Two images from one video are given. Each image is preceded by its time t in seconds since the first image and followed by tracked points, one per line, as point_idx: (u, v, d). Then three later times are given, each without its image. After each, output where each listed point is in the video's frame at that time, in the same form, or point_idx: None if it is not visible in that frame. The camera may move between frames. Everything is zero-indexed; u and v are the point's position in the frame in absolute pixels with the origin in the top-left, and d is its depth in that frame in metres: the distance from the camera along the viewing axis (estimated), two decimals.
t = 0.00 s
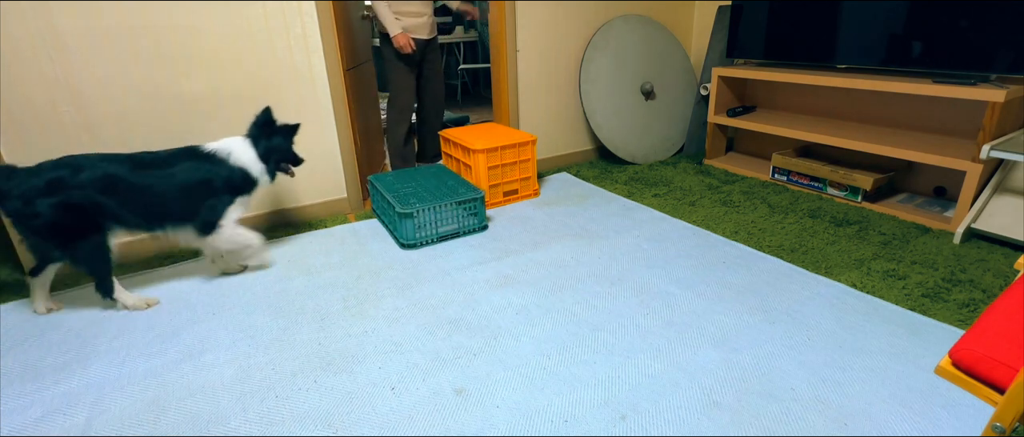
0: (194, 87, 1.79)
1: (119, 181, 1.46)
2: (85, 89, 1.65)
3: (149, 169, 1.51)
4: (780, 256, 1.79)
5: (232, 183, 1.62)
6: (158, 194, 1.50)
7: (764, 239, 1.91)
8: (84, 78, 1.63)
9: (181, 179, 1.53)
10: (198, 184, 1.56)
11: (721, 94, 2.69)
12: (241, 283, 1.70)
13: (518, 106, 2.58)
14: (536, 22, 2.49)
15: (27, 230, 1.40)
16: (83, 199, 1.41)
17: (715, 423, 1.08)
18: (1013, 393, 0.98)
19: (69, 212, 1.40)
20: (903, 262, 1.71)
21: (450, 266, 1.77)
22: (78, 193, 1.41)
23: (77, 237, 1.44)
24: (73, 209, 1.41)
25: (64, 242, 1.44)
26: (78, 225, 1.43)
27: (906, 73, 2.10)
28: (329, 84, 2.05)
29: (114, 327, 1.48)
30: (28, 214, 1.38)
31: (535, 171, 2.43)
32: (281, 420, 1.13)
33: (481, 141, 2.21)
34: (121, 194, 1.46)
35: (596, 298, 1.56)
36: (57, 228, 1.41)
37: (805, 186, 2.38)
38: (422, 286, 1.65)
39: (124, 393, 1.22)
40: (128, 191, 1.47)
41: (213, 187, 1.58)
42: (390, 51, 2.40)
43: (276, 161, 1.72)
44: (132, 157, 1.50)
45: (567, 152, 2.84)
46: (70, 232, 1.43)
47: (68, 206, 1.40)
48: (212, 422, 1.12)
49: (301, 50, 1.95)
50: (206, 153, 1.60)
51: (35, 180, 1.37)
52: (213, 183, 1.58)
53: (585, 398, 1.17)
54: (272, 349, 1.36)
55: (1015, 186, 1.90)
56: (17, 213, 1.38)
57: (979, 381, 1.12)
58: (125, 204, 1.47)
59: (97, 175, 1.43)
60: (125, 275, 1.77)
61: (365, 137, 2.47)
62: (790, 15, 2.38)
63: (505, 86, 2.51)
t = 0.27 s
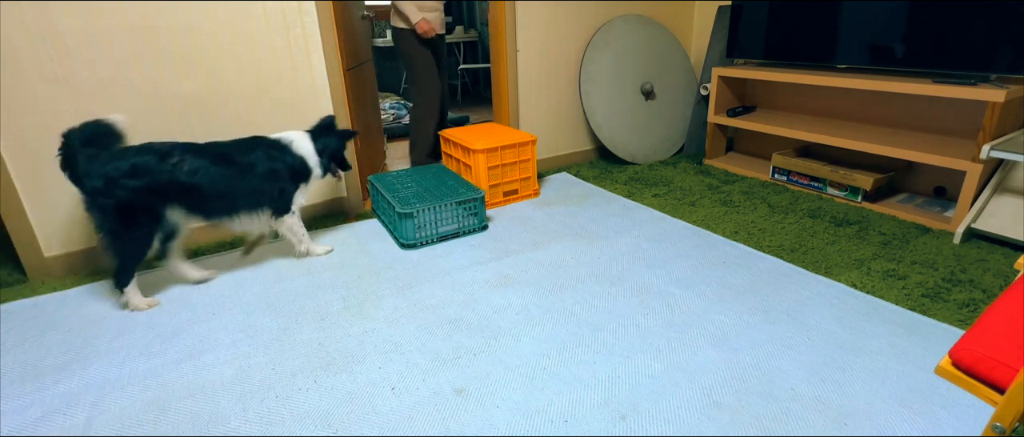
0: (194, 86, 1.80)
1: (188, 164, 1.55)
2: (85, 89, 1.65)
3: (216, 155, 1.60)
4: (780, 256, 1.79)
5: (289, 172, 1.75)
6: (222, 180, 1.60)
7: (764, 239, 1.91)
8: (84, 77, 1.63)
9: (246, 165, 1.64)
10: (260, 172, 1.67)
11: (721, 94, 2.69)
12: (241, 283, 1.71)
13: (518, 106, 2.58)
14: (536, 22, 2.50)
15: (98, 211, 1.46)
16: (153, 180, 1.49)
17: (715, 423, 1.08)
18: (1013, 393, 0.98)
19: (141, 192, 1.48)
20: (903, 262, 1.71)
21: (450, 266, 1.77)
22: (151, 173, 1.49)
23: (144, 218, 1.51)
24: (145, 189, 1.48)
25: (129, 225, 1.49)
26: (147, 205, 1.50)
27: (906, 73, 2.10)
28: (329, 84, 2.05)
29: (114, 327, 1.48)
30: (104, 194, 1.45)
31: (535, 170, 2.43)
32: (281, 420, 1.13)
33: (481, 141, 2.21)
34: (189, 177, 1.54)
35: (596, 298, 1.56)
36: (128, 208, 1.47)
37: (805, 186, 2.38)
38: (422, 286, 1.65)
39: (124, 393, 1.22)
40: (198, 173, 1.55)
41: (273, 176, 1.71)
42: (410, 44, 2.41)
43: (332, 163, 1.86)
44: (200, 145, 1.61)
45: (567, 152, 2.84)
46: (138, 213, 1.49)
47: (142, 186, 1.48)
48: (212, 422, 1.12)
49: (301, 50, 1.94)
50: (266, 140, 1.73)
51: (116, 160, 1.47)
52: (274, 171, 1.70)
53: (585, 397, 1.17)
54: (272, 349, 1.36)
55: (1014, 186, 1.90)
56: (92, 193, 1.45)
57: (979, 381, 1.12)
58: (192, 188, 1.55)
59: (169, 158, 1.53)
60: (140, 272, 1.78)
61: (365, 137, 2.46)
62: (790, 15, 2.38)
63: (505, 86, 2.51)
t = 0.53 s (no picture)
0: (194, 86, 1.80)
1: (243, 152, 1.66)
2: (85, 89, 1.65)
3: (264, 142, 1.72)
4: (780, 256, 1.79)
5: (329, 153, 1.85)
6: (275, 164, 1.71)
7: (763, 239, 1.91)
8: (84, 77, 1.64)
9: (291, 148, 1.76)
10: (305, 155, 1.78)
11: (721, 94, 2.69)
12: (241, 283, 1.71)
13: (518, 106, 2.58)
14: (537, 22, 2.50)
15: (177, 203, 1.56)
16: (212, 169, 1.60)
17: (715, 423, 1.08)
18: (1013, 393, 0.98)
19: (210, 180, 1.59)
20: (903, 262, 1.71)
21: (450, 266, 1.77)
22: (213, 162, 1.60)
23: (218, 204, 1.62)
24: (212, 176, 1.59)
25: (206, 213, 1.60)
26: (217, 191, 1.61)
27: (906, 73, 2.10)
28: (329, 84, 2.03)
29: (115, 327, 1.48)
30: (180, 185, 1.56)
31: (535, 170, 2.43)
32: (281, 420, 1.13)
33: (481, 141, 2.21)
34: (244, 163, 1.66)
35: (596, 298, 1.56)
36: (203, 196, 1.59)
37: (805, 186, 2.38)
38: (423, 286, 1.65)
39: (124, 393, 1.22)
40: (251, 161, 1.67)
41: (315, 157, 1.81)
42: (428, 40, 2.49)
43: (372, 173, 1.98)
44: (246, 135, 1.72)
45: (567, 152, 2.85)
46: (212, 200, 1.60)
47: (208, 174, 1.59)
48: (212, 422, 1.12)
49: (301, 50, 1.93)
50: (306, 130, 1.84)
51: (185, 156, 1.58)
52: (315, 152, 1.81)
53: (585, 398, 1.17)
54: (272, 349, 1.36)
55: (1014, 186, 1.90)
56: (168, 187, 1.55)
57: (979, 381, 1.12)
58: (250, 173, 1.66)
59: (224, 147, 1.65)
60: (157, 270, 1.81)
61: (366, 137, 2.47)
62: (790, 15, 2.38)
63: (505, 86, 2.51)
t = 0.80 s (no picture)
0: (194, 86, 1.80)
1: (277, 144, 1.66)
2: (85, 89, 1.65)
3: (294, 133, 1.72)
4: (780, 256, 1.79)
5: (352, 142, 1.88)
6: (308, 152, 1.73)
7: (763, 239, 1.91)
8: (84, 77, 1.64)
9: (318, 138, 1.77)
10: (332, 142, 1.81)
11: (721, 94, 2.69)
12: (241, 283, 1.71)
13: (518, 106, 2.58)
14: (537, 22, 2.50)
15: (218, 196, 1.55)
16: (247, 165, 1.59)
17: (715, 422, 1.08)
18: (1013, 393, 0.98)
19: (248, 170, 1.59)
20: (903, 262, 1.71)
21: (450, 266, 1.77)
22: (251, 153, 1.60)
23: (257, 194, 1.62)
24: (251, 167, 1.59)
25: (245, 203, 1.60)
26: (255, 182, 1.61)
27: (906, 73, 2.10)
28: (329, 85, 2.03)
29: (115, 327, 1.48)
30: (221, 177, 1.54)
31: (535, 170, 2.43)
32: (281, 420, 1.13)
33: (481, 141, 2.21)
34: (281, 154, 1.66)
35: (596, 298, 1.56)
36: (242, 187, 1.58)
37: (805, 186, 2.38)
38: (423, 286, 1.65)
39: (124, 393, 1.22)
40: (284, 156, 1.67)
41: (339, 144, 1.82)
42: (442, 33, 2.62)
43: (389, 164, 2.04)
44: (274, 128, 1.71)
45: (567, 151, 2.85)
46: (251, 190, 1.60)
47: (245, 165, 1.58)
48: (212, 422, 1.12)
49: (301, 50, 1.93)
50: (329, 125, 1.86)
51: (222, 149, 1.56)
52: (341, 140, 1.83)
53: (585, 398, 1.17)
54: (272, 349, 1.36)
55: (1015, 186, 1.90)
56: (208, 181, 1.52)
57: (979, 381, 1.12)
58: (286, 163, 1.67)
59: (258, 141, 1.64)
60: (156, 271, 1.81)
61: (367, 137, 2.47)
62: (790, 15, 2.38)
63: (505, 86, 2.51)
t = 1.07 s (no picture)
0: (194, 86, 1.80)
1: (288, 148, 1.69)
2: (85, 89, 1.65)
3: (305, 137, 1.74)
4: (780, 256, 1.79)
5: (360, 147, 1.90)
6: (316, 158, 1.75)
7: (763, 239, 1.91)
8: (84, 77, 1.64)
9: (328, 143, 1.79)
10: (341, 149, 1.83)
11: (721, 94, 2.69)
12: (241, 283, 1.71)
13: (518, 106, 2.58)
14: (537, 22, 2.50)
15: (224, 192, 1.56)
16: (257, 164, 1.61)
17: (716, 422, 1.08)
18: (1013, 393, 0.98)
19: (257, 170, 1.61)
20: (903, 262, 1.71)
21: (450, 266, 1.77)
22: (261, 154, 1.62)
23: (263, 195, 1.63)
24: (259, 167, 1.61)
25: (251, 202, 1.61)
26: (262, 183, 1.63)
27: (906, 73, 2.10)
28: (329, 85, 2.03)
29: (115, 327, 1.48)
30: (229, 174, 1.56)
31: (535, 170, 2.43)
32: (281, 420, 1.13)
33: (481, 141, 2.21)
34: (290, 157, 1.69)
35: (596, 298, 1.56)
36: (249, 186, 1.60)
37: (805, 186, 2.38)
38: (423, 286, 1.65)
39: (124, 393, 1.22)
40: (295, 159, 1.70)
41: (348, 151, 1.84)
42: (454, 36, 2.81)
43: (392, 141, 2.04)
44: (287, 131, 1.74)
45: (567, 151, 2.85)
46: (258, 190, 1.62)
47: (255, 164, 1.61)
48: (212, 422, 1.12)
49: (301, 50, 1.93)
50: (335, 121, 1.85)
51: (233, 148, 1.59)
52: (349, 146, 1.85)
53: (585, 398, 1.17)
54: (272, 349, 1.36)
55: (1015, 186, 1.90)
56: (217, 175, 1.55)
57: (979, 381, 1.12)
58: (294, 167, 1.70)
59: (269, 143, 1.66)
60: (157, 270, 1.81)
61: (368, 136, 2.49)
62: (790, 15, 2.38)
63: (505, 86, 2.51)
